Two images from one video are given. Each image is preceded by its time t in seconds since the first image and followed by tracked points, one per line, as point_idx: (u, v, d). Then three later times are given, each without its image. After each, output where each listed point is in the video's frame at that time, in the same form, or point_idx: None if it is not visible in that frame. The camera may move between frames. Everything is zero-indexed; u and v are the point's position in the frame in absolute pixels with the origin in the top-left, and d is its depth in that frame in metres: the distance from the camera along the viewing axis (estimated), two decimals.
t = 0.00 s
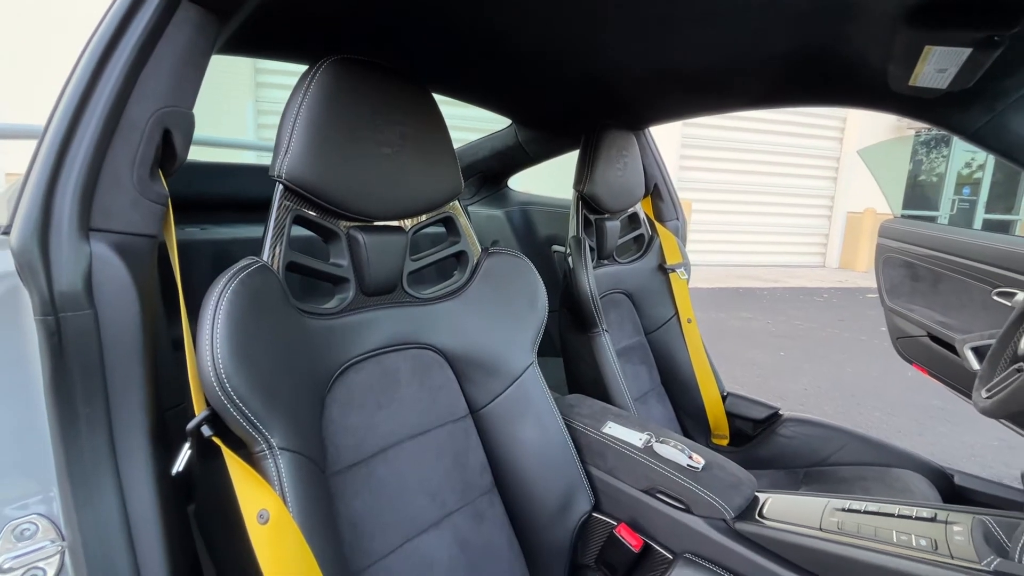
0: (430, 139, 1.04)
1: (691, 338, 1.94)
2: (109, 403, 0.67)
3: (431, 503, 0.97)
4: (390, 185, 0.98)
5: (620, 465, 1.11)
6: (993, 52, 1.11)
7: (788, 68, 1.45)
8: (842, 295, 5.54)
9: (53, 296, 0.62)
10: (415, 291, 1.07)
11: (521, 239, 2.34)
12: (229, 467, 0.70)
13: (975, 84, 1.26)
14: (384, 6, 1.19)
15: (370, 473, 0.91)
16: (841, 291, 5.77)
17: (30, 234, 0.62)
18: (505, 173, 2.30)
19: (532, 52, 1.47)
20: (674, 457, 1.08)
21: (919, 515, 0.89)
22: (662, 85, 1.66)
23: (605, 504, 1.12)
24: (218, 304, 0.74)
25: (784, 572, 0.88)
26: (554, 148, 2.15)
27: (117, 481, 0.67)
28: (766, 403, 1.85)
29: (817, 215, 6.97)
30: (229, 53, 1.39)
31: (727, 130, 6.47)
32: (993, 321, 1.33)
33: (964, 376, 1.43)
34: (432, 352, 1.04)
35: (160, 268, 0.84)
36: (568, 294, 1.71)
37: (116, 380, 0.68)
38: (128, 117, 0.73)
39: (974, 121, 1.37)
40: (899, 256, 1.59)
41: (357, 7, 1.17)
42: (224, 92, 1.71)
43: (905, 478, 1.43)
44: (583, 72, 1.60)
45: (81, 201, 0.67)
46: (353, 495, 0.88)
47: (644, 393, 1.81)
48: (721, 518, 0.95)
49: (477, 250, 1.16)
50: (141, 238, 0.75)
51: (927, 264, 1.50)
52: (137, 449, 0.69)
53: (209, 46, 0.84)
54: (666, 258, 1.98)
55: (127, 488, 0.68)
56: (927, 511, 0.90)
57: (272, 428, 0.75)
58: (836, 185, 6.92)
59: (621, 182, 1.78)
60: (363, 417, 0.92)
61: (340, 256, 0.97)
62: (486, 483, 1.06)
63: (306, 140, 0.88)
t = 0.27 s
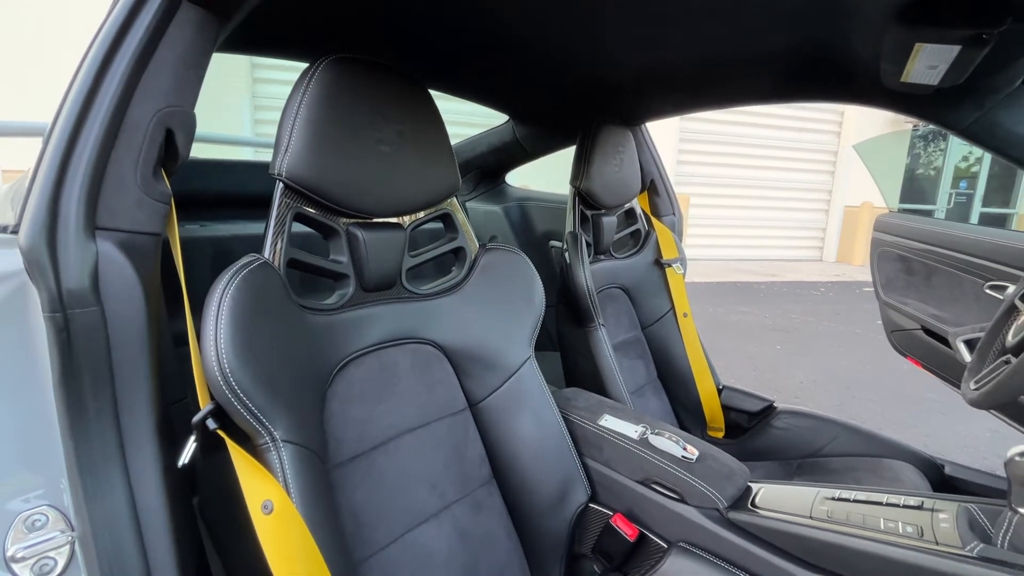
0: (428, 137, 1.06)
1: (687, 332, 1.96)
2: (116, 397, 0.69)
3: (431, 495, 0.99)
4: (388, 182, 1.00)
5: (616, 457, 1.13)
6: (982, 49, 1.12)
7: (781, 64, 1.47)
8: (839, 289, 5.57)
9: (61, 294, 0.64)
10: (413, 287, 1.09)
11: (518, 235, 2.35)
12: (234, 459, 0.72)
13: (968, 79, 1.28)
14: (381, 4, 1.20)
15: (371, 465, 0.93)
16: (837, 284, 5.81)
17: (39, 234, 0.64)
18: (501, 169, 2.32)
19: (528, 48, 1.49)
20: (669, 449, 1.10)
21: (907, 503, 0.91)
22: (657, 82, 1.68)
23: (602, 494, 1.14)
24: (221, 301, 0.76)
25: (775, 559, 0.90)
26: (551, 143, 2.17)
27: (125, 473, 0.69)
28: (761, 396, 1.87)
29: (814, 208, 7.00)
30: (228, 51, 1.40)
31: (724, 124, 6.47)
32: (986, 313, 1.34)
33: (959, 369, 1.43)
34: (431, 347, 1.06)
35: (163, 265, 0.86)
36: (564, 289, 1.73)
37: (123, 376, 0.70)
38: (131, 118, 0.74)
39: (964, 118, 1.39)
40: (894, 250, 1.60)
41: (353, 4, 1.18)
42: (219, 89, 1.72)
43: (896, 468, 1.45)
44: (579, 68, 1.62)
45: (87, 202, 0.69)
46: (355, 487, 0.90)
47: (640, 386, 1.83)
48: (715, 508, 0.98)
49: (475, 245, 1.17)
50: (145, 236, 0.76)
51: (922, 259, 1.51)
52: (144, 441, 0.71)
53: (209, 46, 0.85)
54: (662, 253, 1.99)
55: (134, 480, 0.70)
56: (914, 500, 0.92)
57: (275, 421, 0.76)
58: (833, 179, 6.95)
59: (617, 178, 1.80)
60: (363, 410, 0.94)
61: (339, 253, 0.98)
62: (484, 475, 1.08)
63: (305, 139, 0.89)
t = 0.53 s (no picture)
0: (426, 137, 1.08)
1: (682, 327, 1.99)
2: (124, 395, 0.71)
3: (429, 488, 1.01)
4: (386, 182, 1.02)
5: (611, 450, 1.16)
6: (969, 50, 1.15)
7: (773, 62, 1.48)
8: (835, 283, 5.60)
9: (70, 295, 0.66)
10: (412, 285, 1.11)
11: (516, 232, 2.35)
12: (238, 454, 0.74)
13: (956, 77, 1.30)
14: (378, 5, 1.22)
15: (371, 459, 0.95)
16: (834, 278, 5.84)
17: (48, 238, 0.66)
18: (498, 166, 2.34)
19: (524, 47, 1.50)
20: (662, 442, 1.13)
21: (892, 494, 0.94)
22: (652, 80, 1.70)
23: (597, 487, 1.17)
24: (225, 300, 0.78)
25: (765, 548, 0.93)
26: (547, 140, 2.18)
27: (133, 468, 0.71)
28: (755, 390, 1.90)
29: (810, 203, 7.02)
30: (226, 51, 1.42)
31: (721, 118, 6.48)
32: (977, 307, 1.36)
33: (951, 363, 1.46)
34: (429, 343, 1.08)
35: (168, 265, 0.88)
36: (561, 285, 1.75)
37: (130, 373, 0.72)
38: (135, 122, 0.76)
39: (953, 116, 1.41)
40: (888, 244, 1.63)
41: (350, 5, 1.20)
42: (217, 87, 1.74)
43: (886, 460, 1.48)
44: (574, 66, 1.63)
45: (93, 206, 0.71)
46: (355, 481, 0.92)
47: (636, 381, 1.86)
48: (707, 499, 1.00)
49: (472, 243, 1.19)
50: (150, 238, 0.78)
51: (915, 253, 1.54)
52: (151, 437, 0.73)
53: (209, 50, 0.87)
54: (658, 250, 2.03)
55: (143, 474, 0.72)
56: (899, 490, 0.95)
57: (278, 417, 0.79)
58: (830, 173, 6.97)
59: (612, 175, 1.82)
60: (364, 406, 0.97)
61: (338, 252, 1.00)
62: (482, 468, 1.10)
63: (305, 141, 0.91)
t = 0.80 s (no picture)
0: (423, 135, 1.09)
1: (678, 321, 2.01)
2: (130, 391, 0.73)
3: (429, 480, 1.03)
4: (384, 180, 1.04)
5: (607, 442, 1.18)
6: (957, 47, 1.16)
7: (766, 59, 1.50)
8: (832, 276, 5.63)
9: (77, 294, 0.68)
10: (410, 281, 1.13)
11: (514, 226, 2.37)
12: (242, 447, 0.76)
13: (949, 71, 1.30)
14: (375, 4, 1.23)
15: (372, 452, 0.97)
16: (830, 271, 5.87)
17: (55, 239, 0.68)
18: (495, 162, 2.35)
19: (520, 44, 1.51)
20: (656, 434, 1.15)
21: (879, 483, 0.96)
22: (647, 76, 1.71)
23: (593, 478, 1.19)
24: (228, 298, 0.80)
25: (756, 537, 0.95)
26: (544, 136, 2.19)
27: (140, 462, 0.73)
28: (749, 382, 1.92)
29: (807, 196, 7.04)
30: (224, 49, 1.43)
31: (718, 112, 6.48)
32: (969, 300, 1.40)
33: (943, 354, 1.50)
34: (428, 339, 1.10)
35: (172, 264, 0.89)
36: (557, 280, 1.77)
37: (137, 370, 0.74)
38: (138, 124, 0.78)
39: (944, 111, 1.41)
40: (883, 238, 1.67)
41: (347, 4, 1.21)
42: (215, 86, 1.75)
43: (877, 451, 1.51)
44: (569, 63, 1.64)
45: (98, 207, 0.72)
46: (356, 473, 0.94)
47: (632, 374, 1.88)
48: (699, 489, 1.03)
49: (470, 240, 1.21)
50: (154, 238, 0.80)
51: (909, 246, 1.58)
52: (157, 431, 0.75)
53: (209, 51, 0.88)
54: (653, 245, 2.05)
55: (150, 468, 0.74)
56: (886, 479, 0.97)
57: (281, 411, 0.80)
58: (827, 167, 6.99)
59: (608, 171, 1.83)
60: (364, 400, 0.99)
61: (338, 249, 1.02)
62: (481, 461, 1.13)
63: (304, 141, 0.93)
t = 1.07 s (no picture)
0: (420, 131, 1.11)
1: (674, 314, 2.03)
2: (138, 384, 0.75)
3: (429, 470, 1.05)
4: (382, 176, 1.05)
5: (604, 433, 1.21)
6: (947, 44, 1.17)
7: (760, 53, 1.51)
8: (829, 269, 5.66)
9: (85, 289, 0.70)
10: (409, 276, 1.15)
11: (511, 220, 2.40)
12: (247, 438, 0.78)
13: (939, 69, 1.30)
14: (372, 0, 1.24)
15: (373, 443, 0.99)
16: (828, 264, 5.89)
17: (62, 236, 0.70)
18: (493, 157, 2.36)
19: (517, 39, 1.52)
20: (652, 424, 1.18)
21: (869, 470, 0.98)
22: (644, 71, 1.72)
23: (590, 468, 1.21)
24: (231, 292, 0.82)
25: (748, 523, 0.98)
26: (542, 130, 2.20)
27: (148, 452, 0.75)
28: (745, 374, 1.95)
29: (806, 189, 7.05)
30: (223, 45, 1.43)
31: (717, 104, 6.47)
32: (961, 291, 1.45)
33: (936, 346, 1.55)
34: (427, 332, 1.12)
35: (176, 260, 0.91)
36: (555, 274, 1.79)
37: (144, 363, 0.76)
38: (141, 123, 0.79)
39: (936, 106, 1.39)
40: (877, 230, 1.71)
41: None
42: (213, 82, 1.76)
43: (869, 440, 1.54)
44: (566, 58, 1.65)
45: (104, 205, 0.74)
46: (358, 464, 0.96)
47: (629, 366, 1.91)
48: (694, 478, 1.05)
49: (468, 234, 1.23)
50: (159, 234, 0.82)
51: (903, 238, 1.62)
52: (165, 423, 0.77)
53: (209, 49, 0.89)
54: (651, 238, 2.06)
55: (157, 458, 0.76)
56: (876, 467, 0.99)
57: (284, 403, 0.82)
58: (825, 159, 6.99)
59: (605, 165, 1.85)
60: (365, 393, 1.01)
61: (338, 244, 1.04)
62: (480, 452, 1.15)
63: (304, 138, 0.94)
